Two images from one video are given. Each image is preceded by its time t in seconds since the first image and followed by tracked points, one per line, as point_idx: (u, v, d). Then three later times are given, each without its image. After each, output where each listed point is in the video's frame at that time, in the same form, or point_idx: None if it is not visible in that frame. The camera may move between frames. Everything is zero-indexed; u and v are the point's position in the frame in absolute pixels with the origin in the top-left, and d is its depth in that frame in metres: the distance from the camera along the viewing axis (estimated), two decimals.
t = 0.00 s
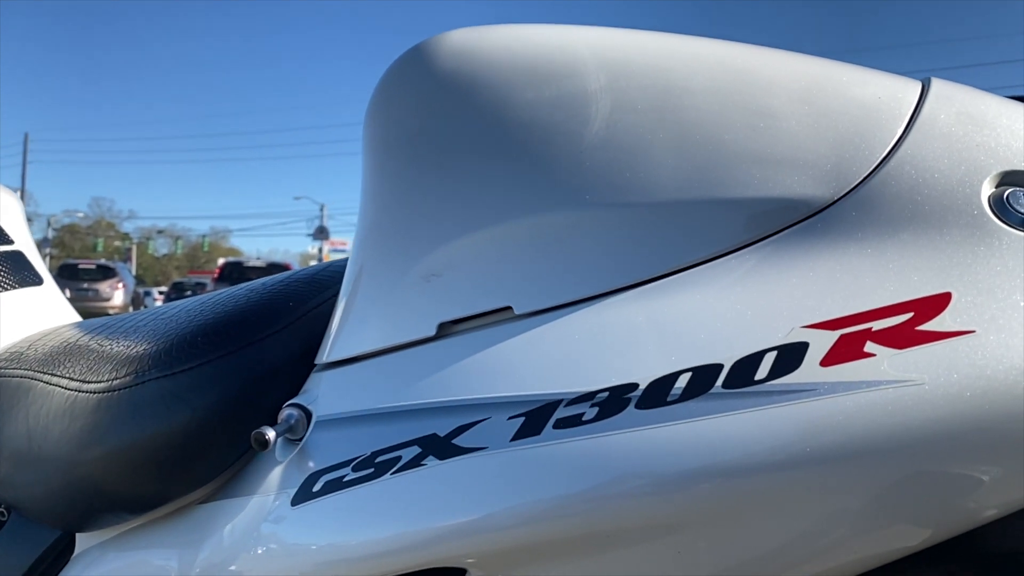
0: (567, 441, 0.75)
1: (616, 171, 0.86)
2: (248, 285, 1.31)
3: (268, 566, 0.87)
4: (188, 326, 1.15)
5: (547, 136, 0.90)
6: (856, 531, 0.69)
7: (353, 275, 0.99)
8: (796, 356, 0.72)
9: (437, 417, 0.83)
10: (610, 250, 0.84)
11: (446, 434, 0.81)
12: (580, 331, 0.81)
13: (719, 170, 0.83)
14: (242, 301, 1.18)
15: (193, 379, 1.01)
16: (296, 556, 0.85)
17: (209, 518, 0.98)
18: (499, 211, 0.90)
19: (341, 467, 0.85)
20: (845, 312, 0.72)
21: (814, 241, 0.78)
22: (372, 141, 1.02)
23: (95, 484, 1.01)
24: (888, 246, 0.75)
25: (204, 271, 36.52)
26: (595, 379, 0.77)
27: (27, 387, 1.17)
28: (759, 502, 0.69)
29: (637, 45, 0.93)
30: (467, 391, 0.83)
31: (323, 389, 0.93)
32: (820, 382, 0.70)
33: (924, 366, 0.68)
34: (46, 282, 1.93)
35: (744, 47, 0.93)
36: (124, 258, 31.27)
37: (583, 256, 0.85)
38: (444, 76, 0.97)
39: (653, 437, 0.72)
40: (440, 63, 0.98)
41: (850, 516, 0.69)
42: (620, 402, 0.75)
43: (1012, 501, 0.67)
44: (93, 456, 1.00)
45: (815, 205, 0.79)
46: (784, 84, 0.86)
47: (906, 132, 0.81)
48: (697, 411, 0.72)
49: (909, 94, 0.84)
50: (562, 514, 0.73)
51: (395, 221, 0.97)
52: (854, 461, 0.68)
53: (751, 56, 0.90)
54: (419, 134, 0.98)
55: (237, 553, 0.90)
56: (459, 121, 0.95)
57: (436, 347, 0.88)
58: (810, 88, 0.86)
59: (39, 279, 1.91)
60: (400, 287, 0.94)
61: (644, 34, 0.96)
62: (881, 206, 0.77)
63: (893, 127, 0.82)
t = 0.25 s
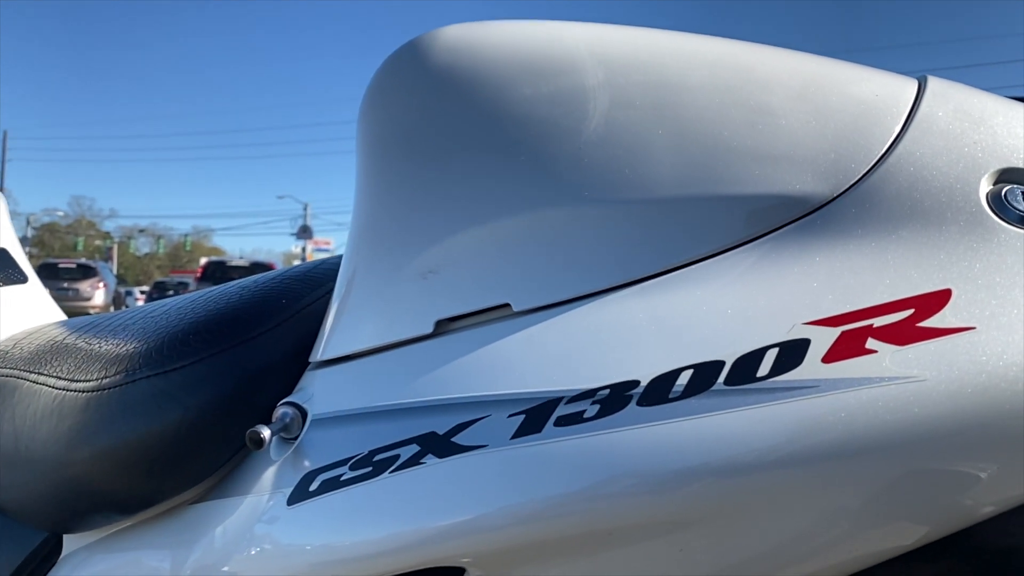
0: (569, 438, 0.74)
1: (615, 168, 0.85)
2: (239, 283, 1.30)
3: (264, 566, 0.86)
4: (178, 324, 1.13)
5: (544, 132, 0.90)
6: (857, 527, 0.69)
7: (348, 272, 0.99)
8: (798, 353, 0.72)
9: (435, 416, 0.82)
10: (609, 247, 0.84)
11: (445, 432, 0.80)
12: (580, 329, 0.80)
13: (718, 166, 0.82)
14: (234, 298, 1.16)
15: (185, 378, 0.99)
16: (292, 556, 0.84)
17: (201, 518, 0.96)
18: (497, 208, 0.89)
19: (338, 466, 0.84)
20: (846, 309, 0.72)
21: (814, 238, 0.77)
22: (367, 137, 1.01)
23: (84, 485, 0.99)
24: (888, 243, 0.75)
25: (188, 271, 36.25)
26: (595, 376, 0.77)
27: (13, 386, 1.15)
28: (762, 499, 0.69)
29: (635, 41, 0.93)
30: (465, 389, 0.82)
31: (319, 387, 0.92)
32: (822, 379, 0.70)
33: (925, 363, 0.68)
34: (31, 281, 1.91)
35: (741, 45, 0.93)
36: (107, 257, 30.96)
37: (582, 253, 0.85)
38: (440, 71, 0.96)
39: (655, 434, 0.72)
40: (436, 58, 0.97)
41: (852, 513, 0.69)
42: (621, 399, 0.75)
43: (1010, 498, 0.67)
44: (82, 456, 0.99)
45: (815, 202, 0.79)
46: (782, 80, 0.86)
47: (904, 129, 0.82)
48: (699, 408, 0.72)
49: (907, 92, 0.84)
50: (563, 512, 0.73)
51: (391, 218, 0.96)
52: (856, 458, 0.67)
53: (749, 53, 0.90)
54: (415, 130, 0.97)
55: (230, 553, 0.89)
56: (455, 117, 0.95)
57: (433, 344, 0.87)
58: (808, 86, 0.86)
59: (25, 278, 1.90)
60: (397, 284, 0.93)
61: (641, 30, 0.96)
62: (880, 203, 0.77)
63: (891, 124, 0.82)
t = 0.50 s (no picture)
0: (570, 436, 0.74)
1: (613, 165, 0.85)
2: (231, 281, 1.29)
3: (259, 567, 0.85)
4: (169, 322, 1.12)
5: (542, 128, 0.89)
6: (857, 524, 0.69)
7: (343, 269, 0.98)
8: (800, 350, 0.71)
9: (434, 414, 0.81)
10: (608, 243, 0.83)
11: (445, 430, 0.80)
12: (581, 325, 0.80)
13: (718, 163, 0.82)
14: (226, 296, 1.15)
15: (177, 376, 0.98)
16: (289, 557, 0.83)
17: (194, 519, 0.95)
18: (494, 205, 0.89)
19: (335, 465, 0.83)
20: (848, 305, 0.72)
21: (814, 235, 0.77)
22: (362, 133, 1.00)
23: (74, 485, 0.97)
24: (888, 239, 0.75)
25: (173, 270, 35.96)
26: (597, 373, 0.76)
27: None
28: (764, 497, 0.69)
29: (633, 38, 0.92)
30: (465, 386, 0.81)
31: (315, 385, 0.91)
32: (824, 375, 0.70)
33: (927, 359, 0.68)
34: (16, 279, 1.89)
35: (739, 42, 0.93)
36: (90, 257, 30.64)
37: (581, 250, 0.84)
38: (437, 67, 0.96)
39: (657, 432, 0.72)
40: (433, 54, 0.97)
41: (853, 509, 0.68)
42: (623, 396, 0.74)
43: (1008, 495, 0.67)
44: (71, 456, 0.97)
45: (815, 198, 0.79)
46: (780, 78, 0.86)
47: (902, 127, 0.82)
48: (701, 405, 0.72)
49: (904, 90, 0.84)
50: (564, 511, 0.72)
51: (388, 215, 0.95)
52: (858, 455, 0.67)
53: (747, 51, 0.90)
54: (411, 126, 0.96)
55: (224, 555, 0.88)
56: (452, 114, 0.94)
57: (431, 342, 0.87)
58: (806, 83, 0.86)
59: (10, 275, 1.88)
60: (394, 282, 0.92)
61: (638, 27, 0.96)
62: (880, 200, 0.77)
63: (889, 122, 0.82)
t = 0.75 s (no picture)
0: (570, 435, 0.73)
1: (610, 162, 0.85)
2: (220, 279, 1.27)
3: (252, 569, 0.84)
4: (158, 320, 1.10)
5: (538, 126, 0.88)
6: (857, 522, 0.69)
7: (336, 267, 0.96)
8: (800, 348, 0.71)
9: (431, 413, 0.80)
10: (605, 242, 0.83)
11: (441, 430, 0.79)
12: (579, 324, 0.79)
13: (715, 161, 0.82)
14: (215, 295, 1.13)
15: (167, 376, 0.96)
16: (284, 559, 0.82)
17: (184, 520, 0.93)
18: (490, 202, 0.88)
19: (330, 465, 0.82)
20: (848, 303, 0.72)
21: (812, 233, 0.77)
22: (355, 130, 0.99)
23: (60, 486, 0.95)
24: (886, 238, 0.75)
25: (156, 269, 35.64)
26: (595, 371, 0.76)
27: None
28: (763, 496, 0.69)
29: (629, 35, 0.92)
30: (462, 385, 0.80)
31: (309, 385, 0.90)
32: (825, 374, 0.70)
33: (927, 358, 0.68)
34: None
35: (734, 40, 0.93)
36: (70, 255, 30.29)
37: (577, 248, 0.84)
38: (432, 63, 0.95)
39: (657, 431, 0.71)
40: (427, 50, 0.96)
41: (852, 508, 0.68)
42: (623, 395, 0.74)
43: (1003, 494, 0.67)
44: (57, 456, 0.95)
45: (813, 197, 0.79)
46: (777, 76, 0.86)
47: (898, 126, 0.82)
48: (701, 404, 0.71)
49: (900, 89, 0.84)
50: (563, 511, 0.72)
51: (382, 212, 0.94)
52: (858, 454, 0.67)
53: (743, 49, 0.90)
54: (406, 123, 0.95)
55: (215, 557, 0.87)
56: (447, 110, 0.93)
57: (427, 341, 0.86)
58: (802, 81, 0.86)
59: None
60: (388, 280, 0.91)
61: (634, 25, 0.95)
62: (877, 198, 0.77)
63: (885, 121, 0.82)
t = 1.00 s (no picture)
0: (569, 434, 0.73)
1: (607, 159, 0.84)
2: (209, 276, 1.25)
3: (245, 570, 0.83)
4: (145, 318, 1.08)
5: (534, 122, 0.87)
6: (856, 519, 0.69)
7: (329, 264, 0.95)
8: (800, 346, 0.71)
9: (427, 412, 0.79)
10: (602, 239, 0.82)
11: (438, 429, 0.78)
12: (577, 322, 0.78)
13: (713, 158, 0.81)
14: (204, 292, 1.11)
15: (155, 375, 0.94)
16: (278, 560, 0.81)
17: (172, 522, 0.92)
18: (486, 199, 0.87)
19: (324, 466, 0.81)
20: (847, 301, 0.72)
21: (811, 231, 0.77)
22: (348, 125, 0.98)
23: (46, 488, 0.93)
24: (884, 236, 0.75)
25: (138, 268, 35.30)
26: (594, 370, 0.75)
27: None
28: (763, 495, 0.68)
29: (625, 31, 0.91)
30: (458, 384, 0.79)
31: (301, 384, 0.89)
32: (826, 372, 0.69)
33: (927, 356, 0.68)
34: None
35: (730, 37, 0.92)
36: (50, 254, 29.93)
37: (575, 246, 0.83)
38: (426, 59, 0.93)
39: (657, 430, 0.71)
40: (421, 44, 0.94)
41: (851, 507, 0.69)
42: (622, 393, 0.73)
43: (998, 494, 0.68)
44: (43, 457, 0.93)
45: (811, 194, 0.78)
46: (774, 73, 0.86)
47: (896, 123, 0.82)
48: (702, 403, 0.71)
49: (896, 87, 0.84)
50: (563, 511, 0.71)
51: (376, 209, 0.93)
52: (858, 453, 0.67)
53: (739, 46, 0.89)
54: (399, 118, 0.94)
55: (204, 559, 0.86)
56: (442, 106, 0.92)
57: (422, 339, 0.85)
58: (799, 79, 0.85)
59: None
60: (382, 277, 0.90)
61: (629, 20, 0.94)
62: (875, 195, 0.77)
63: (882, 118, 0.82)
